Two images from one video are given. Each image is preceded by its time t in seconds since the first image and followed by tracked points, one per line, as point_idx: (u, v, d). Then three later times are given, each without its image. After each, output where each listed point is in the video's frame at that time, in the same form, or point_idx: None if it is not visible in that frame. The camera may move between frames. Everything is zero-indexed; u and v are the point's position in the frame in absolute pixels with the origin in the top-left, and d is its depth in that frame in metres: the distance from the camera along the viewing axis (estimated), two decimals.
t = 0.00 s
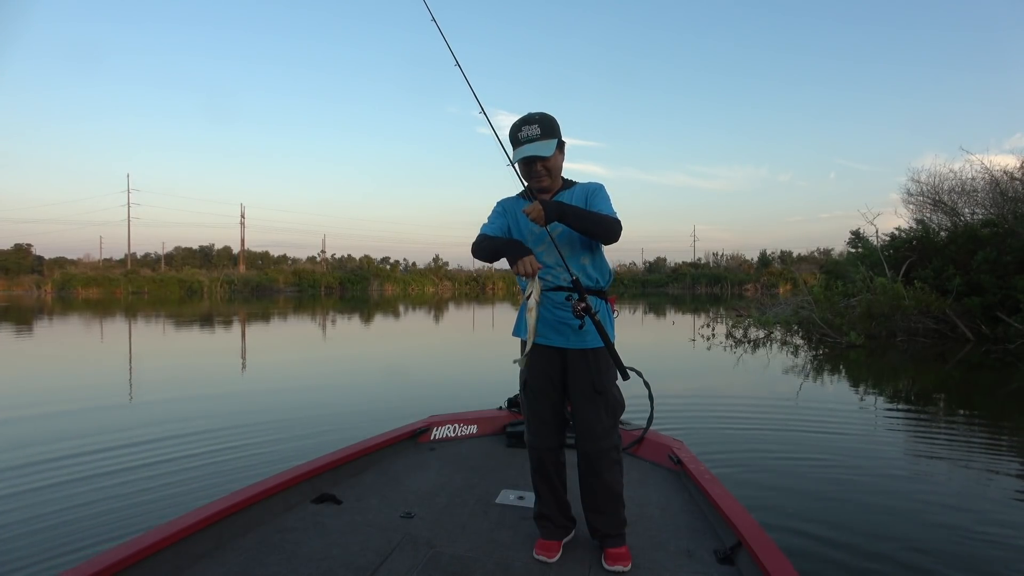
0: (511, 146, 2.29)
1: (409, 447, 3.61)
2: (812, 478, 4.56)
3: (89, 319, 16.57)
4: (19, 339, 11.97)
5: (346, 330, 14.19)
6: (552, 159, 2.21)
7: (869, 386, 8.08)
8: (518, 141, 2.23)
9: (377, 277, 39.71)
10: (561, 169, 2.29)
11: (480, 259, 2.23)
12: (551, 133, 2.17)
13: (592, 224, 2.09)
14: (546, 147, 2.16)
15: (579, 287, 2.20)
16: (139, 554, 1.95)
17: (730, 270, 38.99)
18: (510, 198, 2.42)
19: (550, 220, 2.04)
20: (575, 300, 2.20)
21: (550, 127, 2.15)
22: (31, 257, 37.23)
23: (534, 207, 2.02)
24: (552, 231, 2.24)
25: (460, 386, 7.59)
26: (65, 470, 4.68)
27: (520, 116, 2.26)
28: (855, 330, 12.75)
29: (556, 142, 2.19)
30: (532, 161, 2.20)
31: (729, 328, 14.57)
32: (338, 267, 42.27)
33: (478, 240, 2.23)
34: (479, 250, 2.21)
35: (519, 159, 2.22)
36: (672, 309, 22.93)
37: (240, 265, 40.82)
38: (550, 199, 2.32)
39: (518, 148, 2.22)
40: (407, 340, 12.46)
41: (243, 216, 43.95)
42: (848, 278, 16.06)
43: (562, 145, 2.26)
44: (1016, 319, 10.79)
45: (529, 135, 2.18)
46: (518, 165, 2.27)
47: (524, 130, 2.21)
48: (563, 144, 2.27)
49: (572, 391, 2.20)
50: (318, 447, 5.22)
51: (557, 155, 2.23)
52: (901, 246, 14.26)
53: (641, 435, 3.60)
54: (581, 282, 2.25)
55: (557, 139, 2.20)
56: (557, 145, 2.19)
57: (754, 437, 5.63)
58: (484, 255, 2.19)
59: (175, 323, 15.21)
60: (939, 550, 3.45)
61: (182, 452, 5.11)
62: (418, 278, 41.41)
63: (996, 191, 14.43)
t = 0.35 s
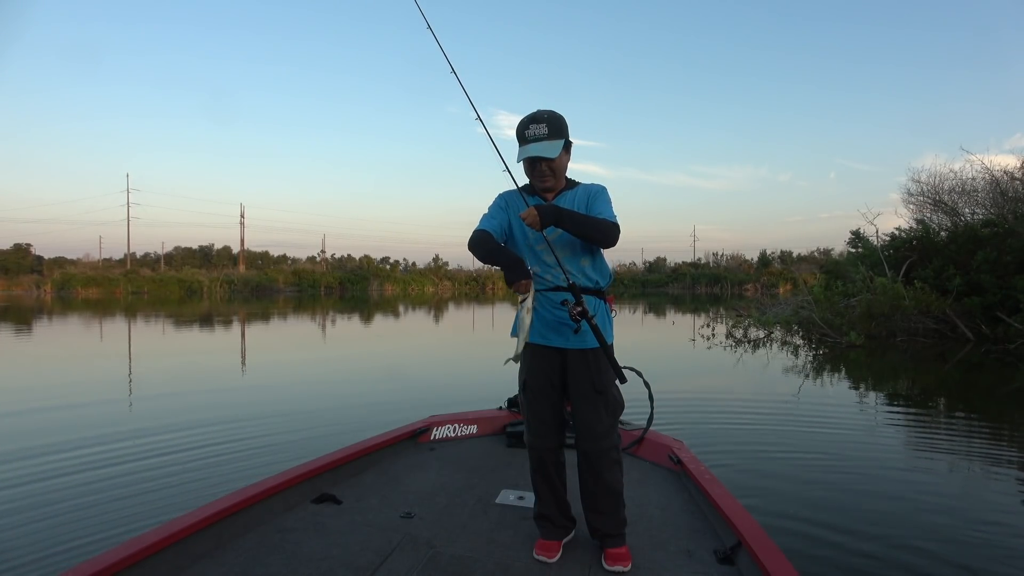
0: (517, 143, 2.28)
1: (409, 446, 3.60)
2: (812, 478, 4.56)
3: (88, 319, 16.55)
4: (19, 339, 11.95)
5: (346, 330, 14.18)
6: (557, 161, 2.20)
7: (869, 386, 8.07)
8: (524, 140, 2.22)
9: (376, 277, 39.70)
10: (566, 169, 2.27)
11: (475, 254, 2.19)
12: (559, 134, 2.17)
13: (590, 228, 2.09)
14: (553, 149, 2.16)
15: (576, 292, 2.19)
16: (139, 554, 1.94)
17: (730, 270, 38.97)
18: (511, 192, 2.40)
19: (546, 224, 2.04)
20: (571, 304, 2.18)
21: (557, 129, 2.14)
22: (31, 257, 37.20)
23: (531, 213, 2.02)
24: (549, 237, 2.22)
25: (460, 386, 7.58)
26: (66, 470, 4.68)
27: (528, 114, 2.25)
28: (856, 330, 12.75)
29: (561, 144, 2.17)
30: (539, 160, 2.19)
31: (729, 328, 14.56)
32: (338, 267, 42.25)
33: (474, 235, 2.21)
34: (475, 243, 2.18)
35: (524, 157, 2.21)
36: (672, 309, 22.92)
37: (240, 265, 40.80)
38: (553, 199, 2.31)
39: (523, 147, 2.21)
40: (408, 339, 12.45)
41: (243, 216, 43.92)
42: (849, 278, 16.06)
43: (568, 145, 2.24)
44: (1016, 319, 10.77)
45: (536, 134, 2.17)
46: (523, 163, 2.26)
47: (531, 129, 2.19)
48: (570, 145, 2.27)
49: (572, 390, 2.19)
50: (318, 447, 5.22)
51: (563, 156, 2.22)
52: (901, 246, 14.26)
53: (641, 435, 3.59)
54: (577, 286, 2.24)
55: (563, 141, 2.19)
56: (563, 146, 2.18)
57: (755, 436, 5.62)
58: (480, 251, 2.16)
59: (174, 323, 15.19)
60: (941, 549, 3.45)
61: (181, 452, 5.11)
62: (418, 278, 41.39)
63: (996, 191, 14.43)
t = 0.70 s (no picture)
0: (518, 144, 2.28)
1: (409, 447, 3.60)
2: (812, 478, 4.56)
3: (89, 319, 16.55)
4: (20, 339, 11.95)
5: (346, 330, 14.18)
6: (558, 163, 2.20)
7: (869, 386, 8.07)
8: (525, 140, 2.22)
9: (376, 277, 39.70)
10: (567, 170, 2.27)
11: (473, 253, 2.21)
12: (560, 136, 2.17)
13: (586, 229, 2.09)
14: (553, 152, 2.16)
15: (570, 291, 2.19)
16: (138, 555, 1.94)
17: (730, 270, 38.97)
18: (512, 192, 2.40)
19: (541, 224, 2.04)
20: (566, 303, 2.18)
21: (558, 131, 2.14)
22: (32, 257, 37.18)
23: (526, 211, 2.03)
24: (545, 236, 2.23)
25: (460, 386, 7.58)
26: (65, 470, 4.68)
27: (531, 115, 2.25)
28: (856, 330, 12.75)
29: (562, 146, 2.17)
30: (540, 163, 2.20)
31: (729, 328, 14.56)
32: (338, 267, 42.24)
33: (472, 235, 2.22)
34: (473, 243, 2.20)
35: (524, 158, 2.21)
36: (672, 309, 22.92)
37: (240, 264, 40.76)
38: (553, 199, 2.31)
39: (524, 148, 2.21)
40: (408, 339, 12.45)
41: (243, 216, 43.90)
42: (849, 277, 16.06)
43: (569, 147, 2.24)
44: (1016, 319, 10.76)
45: (537, 136, 2.17)
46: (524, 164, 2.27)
47: (532, 130, 2.20)
48: (572, 147, 2.27)
49: (570, 391, 2.19)
50: (318, 447, 5.22)
51: (563, 158, 2.22)
52: (901, 246, 14.25)
53: (641, 435, 3.59)
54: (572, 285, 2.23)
55: (564, 143, 2.18)
56: (564, 149, 2.18)
57: (754, 436, 5.62)
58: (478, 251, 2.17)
59: (174, 323, 15.17)
60: (942, 549, 3.45)
61: (182, 451, 5.11)
62: (418, 278, 41.39)
63: (996, 191, 14.42)
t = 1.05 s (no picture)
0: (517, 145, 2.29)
1: (409, 447, 3.61)
2: (812, 477, 4.56)
3: (89, 319, 16.55)
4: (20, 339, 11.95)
5: (346, 330, 14.19)
6: (557, 163, 2.20)
7: (868, 386, 8.08)
8: (525, 141, 2.22)
9: (376, 277, 39.71)
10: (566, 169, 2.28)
11: (477, 260, 2.23)
12: (558, 136, 2.17)
13: (589, 226, 2.09)
14: (551, 152, 2.17)
15: (575, 288, 2.21)
16: (139, 554, 1.94)
17: (730, 270, 38.97)
18: (512, 194, 2.41)
19: (546, 220, 2.05)
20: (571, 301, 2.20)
21: (557, 130, 2.15)
22: (32, 258, 37.19)
23: (530, 208, 2.02)
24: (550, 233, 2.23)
25: (461, 386, 7.58)
26: (66, 469, 4.68)
27: (529, 116, 2.26)
28: (856, 330, 12.76)
29: (561, 145, 2.18)
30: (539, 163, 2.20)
31: (729, 328, 14.57)
32: (339, 267, 42.22)
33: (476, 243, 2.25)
34: (477, 250, 2.23)
35: (524, 159, 2.22)
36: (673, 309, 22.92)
37: (240, 264, 40.76)
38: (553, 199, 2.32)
39: (523, 149, 2.22)
40: (408, 339, 12.46)
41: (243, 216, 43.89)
42: (849, 277, 16.07)
43: (569, 146, 2.25)
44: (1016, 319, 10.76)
45: (535, 137, 2.18)
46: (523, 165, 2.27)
47: (530, 131, 2.20)
48: (571, 146, 2.27)
49: (570, 391, 2.20)
50: (318, 447, 5.22)
51: (563, 157, 2.22)
52: (901, 246, 14.26)
53: (641, 435, 3.60)
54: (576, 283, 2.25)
55: (562, 142, 2.19)
56: (563, 148, 2.19)
57: (754, 436, 5.63)
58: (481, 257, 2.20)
59: (174, 323, 15.17)
60: (942, 549, 3.45)
61: (182, 451, 5.12)
62: (418, 278, 41.40)
63: (996, 191, 14.42)
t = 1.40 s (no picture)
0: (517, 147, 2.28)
1: (409, 446, 3.60)
2: (812, 477, 4.55)
3: (89, 319, 16.56)
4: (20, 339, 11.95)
5: (346, 329, 14.19)
6: (558, 163, 2.20)
7: (869, 386, 8.07)
8: (525, 142, 2.22)
9: (376, 277, 39.72)
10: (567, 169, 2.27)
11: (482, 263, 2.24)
12: (558, 137, 2.17)
13: (592, 224, 2.08)
14: (551, 152, 2.16)
15: (577, 286, 2.20)
16: (139, 554, 1.94)
17: (730, 270, 38.96)
18: (513, 195, 2.41)
19: (549, 220, 2.04)
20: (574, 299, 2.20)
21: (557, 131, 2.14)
22: (33, 258, 37.20)
23: (533, 207, 2.01)
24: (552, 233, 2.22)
25: (461, 386, 7.57)
26: (67, 470, 4.68)
27: (529, 117, 2.25)
28: (856, 330, 12.76)
29: (560, 146, 2.17)
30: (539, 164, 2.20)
31: (729, 329, 14.57)
32: (339, 267, 42.23)
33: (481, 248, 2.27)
34: (481, 253, 2.24)
35: (525, 160, 2.21)
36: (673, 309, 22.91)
37: (240, 264, 40.77)
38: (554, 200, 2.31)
39: (523, 150, 2.22)
40: (408, 339, 12.46)
41: (243, 216, 43.87)
42: (849, 277, 16.06)
43: (569, 147, 2.24)
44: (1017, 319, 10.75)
45: (536, 138, 2.17)
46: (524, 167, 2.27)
47: (530, 133, 2.20)
48: (571, 147, 2.26)
49: (570, 391, 2.19)
50: (318, 447, 5.21)
51: (564, 157, 2.22)
52: (901, 246, 14.26)
53: (641, 435, 3.59)
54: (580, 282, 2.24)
55: (563, 142, 2.18)
56: (563, 148, 2.18)
57: (755, 436, 5.62)
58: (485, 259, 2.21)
59: (174, 323, 15.17)
60: (944, 549, 3.44)
61: (182, 451, 5.12)
62: (418, 278, 41.41)
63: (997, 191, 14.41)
